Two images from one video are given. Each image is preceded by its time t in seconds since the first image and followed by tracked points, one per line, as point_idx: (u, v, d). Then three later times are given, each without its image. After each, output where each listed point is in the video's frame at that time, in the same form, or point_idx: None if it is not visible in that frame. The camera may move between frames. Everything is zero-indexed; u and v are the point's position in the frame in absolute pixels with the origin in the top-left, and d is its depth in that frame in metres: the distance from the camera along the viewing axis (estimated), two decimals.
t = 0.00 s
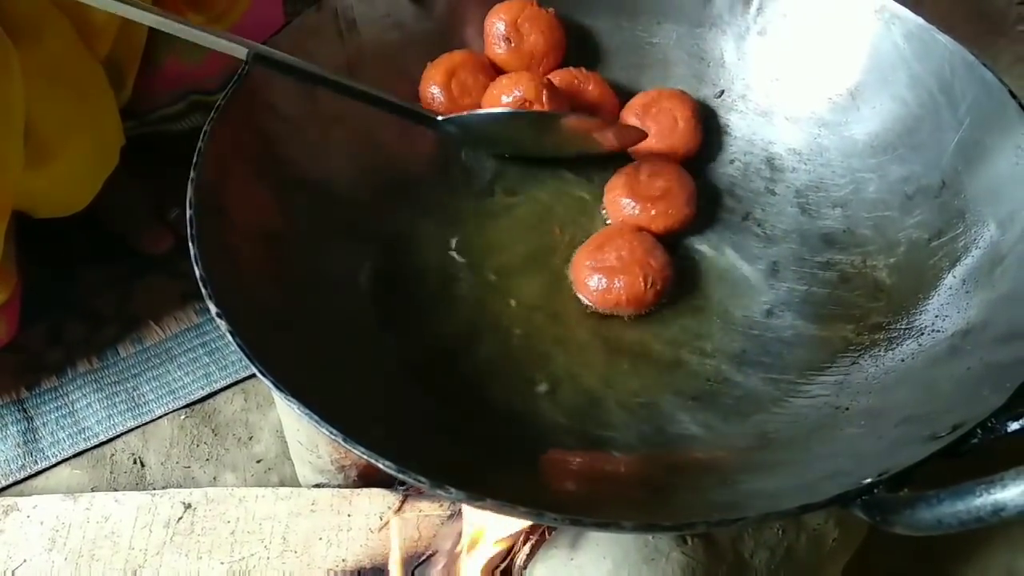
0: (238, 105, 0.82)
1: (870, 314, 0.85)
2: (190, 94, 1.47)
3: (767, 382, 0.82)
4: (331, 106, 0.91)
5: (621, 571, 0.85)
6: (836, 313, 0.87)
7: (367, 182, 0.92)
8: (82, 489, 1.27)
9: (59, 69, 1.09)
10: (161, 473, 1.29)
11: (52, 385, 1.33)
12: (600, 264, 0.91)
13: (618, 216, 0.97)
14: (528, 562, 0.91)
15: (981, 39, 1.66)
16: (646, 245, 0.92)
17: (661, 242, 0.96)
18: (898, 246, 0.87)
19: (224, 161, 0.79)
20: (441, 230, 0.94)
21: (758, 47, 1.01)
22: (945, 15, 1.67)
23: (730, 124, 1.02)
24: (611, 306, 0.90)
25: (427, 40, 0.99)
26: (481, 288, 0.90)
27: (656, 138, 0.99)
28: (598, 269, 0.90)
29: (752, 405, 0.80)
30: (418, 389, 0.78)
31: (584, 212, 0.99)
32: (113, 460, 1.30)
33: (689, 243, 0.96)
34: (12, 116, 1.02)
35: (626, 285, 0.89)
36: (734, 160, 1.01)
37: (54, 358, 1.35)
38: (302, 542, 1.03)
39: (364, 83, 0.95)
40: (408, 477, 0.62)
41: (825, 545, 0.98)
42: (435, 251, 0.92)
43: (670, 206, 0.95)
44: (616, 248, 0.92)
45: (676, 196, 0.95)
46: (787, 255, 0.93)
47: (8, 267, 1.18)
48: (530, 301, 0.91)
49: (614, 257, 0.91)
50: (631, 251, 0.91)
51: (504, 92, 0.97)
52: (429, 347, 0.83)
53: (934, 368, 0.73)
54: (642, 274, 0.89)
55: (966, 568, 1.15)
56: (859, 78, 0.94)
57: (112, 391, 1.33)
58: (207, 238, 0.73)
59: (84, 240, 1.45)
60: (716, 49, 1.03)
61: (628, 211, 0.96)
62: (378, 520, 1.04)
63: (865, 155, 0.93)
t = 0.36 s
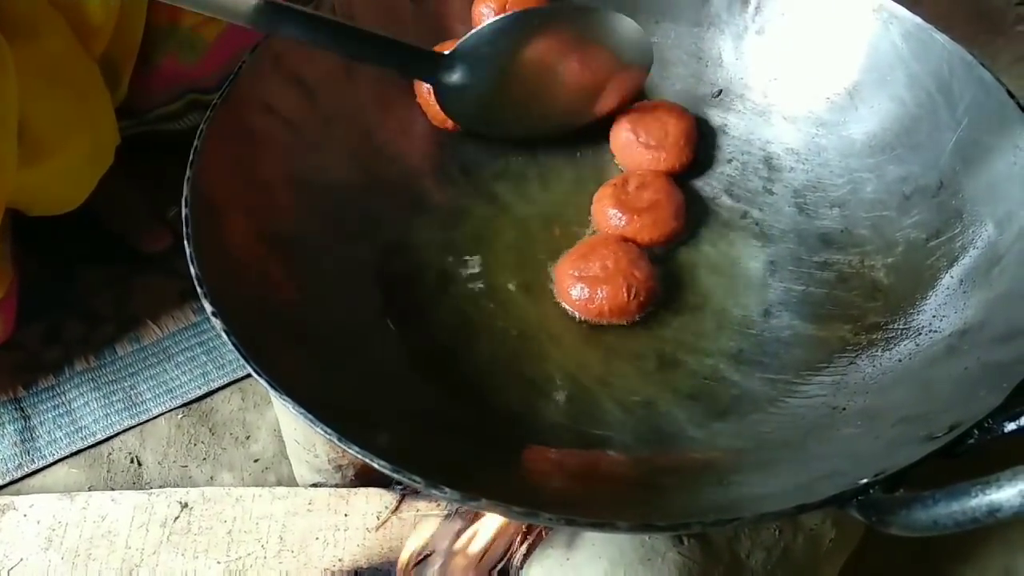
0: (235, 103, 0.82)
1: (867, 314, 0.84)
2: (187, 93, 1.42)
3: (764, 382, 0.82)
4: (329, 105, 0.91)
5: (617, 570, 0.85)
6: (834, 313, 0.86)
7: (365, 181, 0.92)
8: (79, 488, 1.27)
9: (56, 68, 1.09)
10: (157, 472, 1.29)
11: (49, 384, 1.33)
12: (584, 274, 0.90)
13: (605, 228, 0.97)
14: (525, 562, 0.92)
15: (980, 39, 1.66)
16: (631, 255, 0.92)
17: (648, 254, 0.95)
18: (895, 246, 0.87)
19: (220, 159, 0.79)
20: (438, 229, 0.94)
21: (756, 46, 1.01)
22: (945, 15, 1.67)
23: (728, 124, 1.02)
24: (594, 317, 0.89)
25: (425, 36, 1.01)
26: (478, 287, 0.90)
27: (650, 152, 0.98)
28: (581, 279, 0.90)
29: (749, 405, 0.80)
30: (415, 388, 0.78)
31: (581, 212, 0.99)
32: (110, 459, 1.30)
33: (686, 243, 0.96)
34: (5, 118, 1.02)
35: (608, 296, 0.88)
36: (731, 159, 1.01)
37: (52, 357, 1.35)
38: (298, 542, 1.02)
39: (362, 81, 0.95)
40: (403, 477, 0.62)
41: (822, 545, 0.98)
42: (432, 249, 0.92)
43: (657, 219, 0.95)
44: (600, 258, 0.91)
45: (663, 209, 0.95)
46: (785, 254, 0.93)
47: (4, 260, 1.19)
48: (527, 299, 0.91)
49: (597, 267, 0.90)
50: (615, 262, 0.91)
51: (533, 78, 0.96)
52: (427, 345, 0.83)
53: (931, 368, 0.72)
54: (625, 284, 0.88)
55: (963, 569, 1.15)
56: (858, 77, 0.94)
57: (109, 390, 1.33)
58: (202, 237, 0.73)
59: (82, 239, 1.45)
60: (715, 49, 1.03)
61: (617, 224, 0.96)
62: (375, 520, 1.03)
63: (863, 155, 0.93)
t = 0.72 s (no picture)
0: (237, 103, 0.83)
1: (870, 313, 0.84)
2: (189, 93, 1.41)
3: (767, 381, 0.82)
4: (330, 105, 0.92)
5: (620, 569, 0.85)
6: (836, 311, 0.86)
7: (366, 179, 0.92)
8: (82, 487, 1.27)
9: (50, 68, 1.10)
10: (160, 472, 1.29)
11: (52, 384, 1.33)
12: (571, 281, 0.89)
13: (597, 236, 0.97)
14: (527, 561, 0.92)
15: (981, 37, 1.66)
16: (616, 258, 0.92)
17: (637, 260, 0.95)
18: (898, 245, 0.87)
19: (222, 158, 0.79)
20: (440, 227, 0.94)
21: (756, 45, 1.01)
22: (946, 13, 1.67)
23: (730, 122, 1.02)
24: (586, 323, 0.89)
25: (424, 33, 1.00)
26: (479, 285, 0.90)
27: (638, 162, 0.98)
28: (569, 287, 0.89)
29: (751, 404, 0.80)
30: (417, 387, 0.78)
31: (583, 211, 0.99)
32: (112, 458, 1.30)
33: (687, 241, 0.96)
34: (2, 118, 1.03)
35: (600, 300, 0.88)
36: (733, 158, 1.01)
37: (53, 356, 1.35)
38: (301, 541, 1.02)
39: (363, 81, 0.95)
40: (406, 475, 0.62)
41: (824, 544, 0.97)
42: (434, 248, 0.92)
43: (649, 224, 0.94)
44: (586, 264, 0.91)
45: (654, 215, 0.95)
46: (787, 253, 0.93)
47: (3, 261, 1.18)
48: (528, 298, 0.91)
49: (585, 275, 0.89)
50: (601, 266, 0.91)
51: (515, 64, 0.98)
52: (428, 344, 0.83)
53: (933, 366, 0.72)
54: (615, 287, 0.89)
55: (966, 568, 1.15)
56: (860, 75, 0.94)
57: (111, 390, 1.33)
58: (204, 235, 0.73)
59: (84, 239, 1.46)
60: (716, 48, 1.03)
61: (606, 230, 0.95)
62: (378, 519, 1.03)
63: (865, 153, 0.93)
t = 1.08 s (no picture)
0: (238, 113, 0.83)
1: (866, 321, 0.85)
2: (190, 103, 1.42)
3: (764, 389, 0.82)
4: (330, 115, 0.92)
5: None
6: (833, 319, 0.87)
7: (366, 188, 0.93)
8: (82, 495, 1.27)
9: (49, 78, 1.10)
10: (161, 480, 1.29)
11: (52, 392, 1.33)
12: (565, 290, 0.90)
13: (594, 246, 0.97)
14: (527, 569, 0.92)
15: (980, 44, 1.66)
16: (612, 268, 0.92)
17: (633, 270, 0.95)
18: (894, 253, 0.88)
19: (223, 167, 0.80)
20: (438, 235, 0.95)
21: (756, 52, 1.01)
22: (945, 20, 1.68)
23: (727, 131, 1.03)
24: (579, 333, 0.89)
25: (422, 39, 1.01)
26: (478, 293, 0.91)
27: (635, 173, 0.98)
28: (562, 297, 0.89)
29: (748, 412, 0.80)
30: (415, 395, 0.79)
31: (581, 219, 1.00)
32: (113, 466, 1.30)
33: (685, 250, 0.96)
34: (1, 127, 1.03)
35: (592, 311, 0.88)
36: (730, 166, 1.01)
37: (54, 364, 1.36)
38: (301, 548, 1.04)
39: (362, 92, 0.96)
40: (404, 485, 0.62)
41: (822, 551, 0.98)
42: (433, 258, 0.93)
43: (645, 235, 0.94)
44: (581, 274, 0.91)
45: (650, 226, 0.95)
46: (785, 261, 0.93)
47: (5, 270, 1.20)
48: (526, 305, 0.92)
49: (580, 283, 0.90)
50: (596, 276, 0.90)
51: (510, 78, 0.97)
52: (427, 351, 0.84)
53: (928, 374, 0.73)
54: (609, 298, 0.89)
55: None
56: (855, 85, 0.95)
57: (112, 398, 1.34)
58: (203, 245, 0.73)
59: (86, 247, 1.46)
60: (712, 56, 1.04)
61: (603, 240, 0.96)
62: (377, 527, 1.04)
63: (861, 162, 0.93)
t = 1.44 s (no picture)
0: (237, 125, 0.84)
1: (859, 330, 0.85)
2: (189, 112, 1.43)
3: (759, 399, 0.83)
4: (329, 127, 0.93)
5: None
6: (827, 329, 0.87)
7: (363, 200, 0.94)
8: (81, 505, 1.28)
9: (56, 90, 1.10)
10: (160, 489, 1.30)
11: (52, 402, 1.34)
12: (560, 301, 0.90)
13: (590, 257, 0.97)
14: None
15: (973, 54, 1.68)
16: (607, 279, 0.93)
17: (628, 282, 0.95)
18: (886, 263, 0.88)
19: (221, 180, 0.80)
20: (436, 246, 0.96)
21: (754, 56, 1.01)
22: (938, 31, 1.69)
23: (721, 142, 1.04)
24: (574, 343, 0.89)
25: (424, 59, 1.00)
26: (475, 304, 0.92)
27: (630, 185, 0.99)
28: (558, 308, 0.90)
29: (743, 421, 0.81)
30: (412, 406, 0.79)
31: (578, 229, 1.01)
32: (112, 475, 1.31)
33: (682, 262, 0.97)
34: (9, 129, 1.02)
35: (587, 321, 0.89)
36: (724, 177, 1.02)
37: (53, 374, 1.36)
38: (300, 557, 1.05)
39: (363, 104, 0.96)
40: (401, 496, 0.63)
41: (816, 560, 0.98)
42: (430, 269, 0.94)
43: (640, 246, 0.95)
44: (576, 283, 0.92)
45: (645, 236, 0.96)
46: (779, 271, 0.94)
47: (8, 282, 1.20)
48: (524, 315, 0.93)
49: (575, 292, 0.90)
50: (592, 287, 0.91)
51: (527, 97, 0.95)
52: (424, 362, 0.85)
53: (920, 385, 0.74)
54: (604, 308, 0.89)
55: None
56: (848, 96, 0.95)
57: (111, 407, 1.34)
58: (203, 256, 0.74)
59: (85, 256, 1.47)
60: (710, 65, 1.03)
61: (599, 251, 0.97)
62: (375, 536, 1.06)
63: (854, 172, 0.94)
